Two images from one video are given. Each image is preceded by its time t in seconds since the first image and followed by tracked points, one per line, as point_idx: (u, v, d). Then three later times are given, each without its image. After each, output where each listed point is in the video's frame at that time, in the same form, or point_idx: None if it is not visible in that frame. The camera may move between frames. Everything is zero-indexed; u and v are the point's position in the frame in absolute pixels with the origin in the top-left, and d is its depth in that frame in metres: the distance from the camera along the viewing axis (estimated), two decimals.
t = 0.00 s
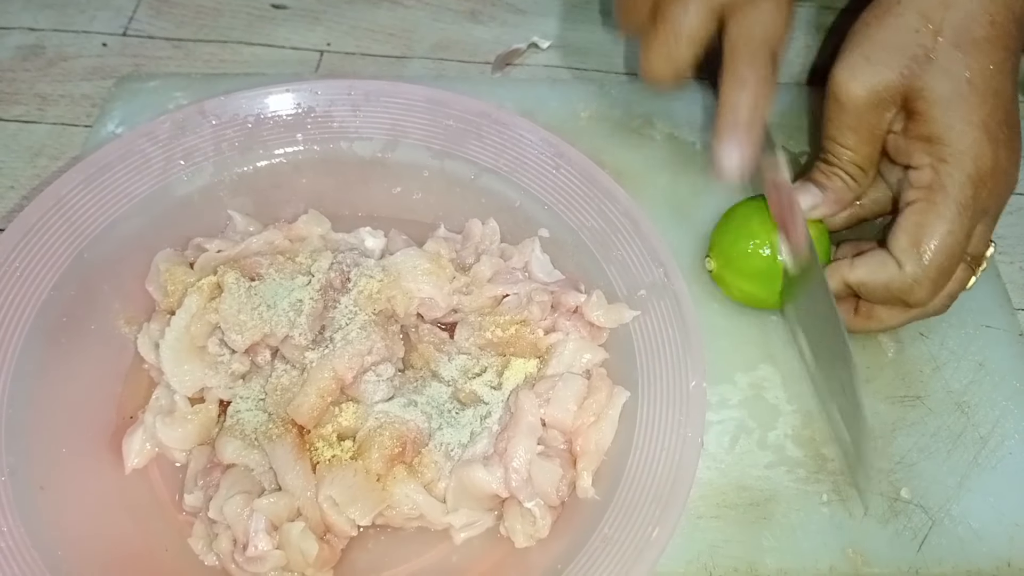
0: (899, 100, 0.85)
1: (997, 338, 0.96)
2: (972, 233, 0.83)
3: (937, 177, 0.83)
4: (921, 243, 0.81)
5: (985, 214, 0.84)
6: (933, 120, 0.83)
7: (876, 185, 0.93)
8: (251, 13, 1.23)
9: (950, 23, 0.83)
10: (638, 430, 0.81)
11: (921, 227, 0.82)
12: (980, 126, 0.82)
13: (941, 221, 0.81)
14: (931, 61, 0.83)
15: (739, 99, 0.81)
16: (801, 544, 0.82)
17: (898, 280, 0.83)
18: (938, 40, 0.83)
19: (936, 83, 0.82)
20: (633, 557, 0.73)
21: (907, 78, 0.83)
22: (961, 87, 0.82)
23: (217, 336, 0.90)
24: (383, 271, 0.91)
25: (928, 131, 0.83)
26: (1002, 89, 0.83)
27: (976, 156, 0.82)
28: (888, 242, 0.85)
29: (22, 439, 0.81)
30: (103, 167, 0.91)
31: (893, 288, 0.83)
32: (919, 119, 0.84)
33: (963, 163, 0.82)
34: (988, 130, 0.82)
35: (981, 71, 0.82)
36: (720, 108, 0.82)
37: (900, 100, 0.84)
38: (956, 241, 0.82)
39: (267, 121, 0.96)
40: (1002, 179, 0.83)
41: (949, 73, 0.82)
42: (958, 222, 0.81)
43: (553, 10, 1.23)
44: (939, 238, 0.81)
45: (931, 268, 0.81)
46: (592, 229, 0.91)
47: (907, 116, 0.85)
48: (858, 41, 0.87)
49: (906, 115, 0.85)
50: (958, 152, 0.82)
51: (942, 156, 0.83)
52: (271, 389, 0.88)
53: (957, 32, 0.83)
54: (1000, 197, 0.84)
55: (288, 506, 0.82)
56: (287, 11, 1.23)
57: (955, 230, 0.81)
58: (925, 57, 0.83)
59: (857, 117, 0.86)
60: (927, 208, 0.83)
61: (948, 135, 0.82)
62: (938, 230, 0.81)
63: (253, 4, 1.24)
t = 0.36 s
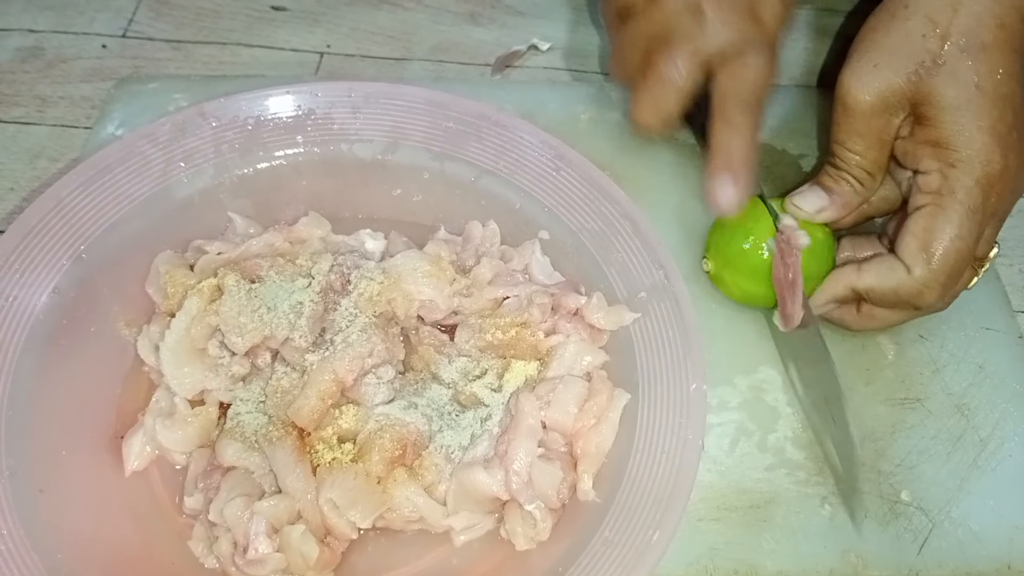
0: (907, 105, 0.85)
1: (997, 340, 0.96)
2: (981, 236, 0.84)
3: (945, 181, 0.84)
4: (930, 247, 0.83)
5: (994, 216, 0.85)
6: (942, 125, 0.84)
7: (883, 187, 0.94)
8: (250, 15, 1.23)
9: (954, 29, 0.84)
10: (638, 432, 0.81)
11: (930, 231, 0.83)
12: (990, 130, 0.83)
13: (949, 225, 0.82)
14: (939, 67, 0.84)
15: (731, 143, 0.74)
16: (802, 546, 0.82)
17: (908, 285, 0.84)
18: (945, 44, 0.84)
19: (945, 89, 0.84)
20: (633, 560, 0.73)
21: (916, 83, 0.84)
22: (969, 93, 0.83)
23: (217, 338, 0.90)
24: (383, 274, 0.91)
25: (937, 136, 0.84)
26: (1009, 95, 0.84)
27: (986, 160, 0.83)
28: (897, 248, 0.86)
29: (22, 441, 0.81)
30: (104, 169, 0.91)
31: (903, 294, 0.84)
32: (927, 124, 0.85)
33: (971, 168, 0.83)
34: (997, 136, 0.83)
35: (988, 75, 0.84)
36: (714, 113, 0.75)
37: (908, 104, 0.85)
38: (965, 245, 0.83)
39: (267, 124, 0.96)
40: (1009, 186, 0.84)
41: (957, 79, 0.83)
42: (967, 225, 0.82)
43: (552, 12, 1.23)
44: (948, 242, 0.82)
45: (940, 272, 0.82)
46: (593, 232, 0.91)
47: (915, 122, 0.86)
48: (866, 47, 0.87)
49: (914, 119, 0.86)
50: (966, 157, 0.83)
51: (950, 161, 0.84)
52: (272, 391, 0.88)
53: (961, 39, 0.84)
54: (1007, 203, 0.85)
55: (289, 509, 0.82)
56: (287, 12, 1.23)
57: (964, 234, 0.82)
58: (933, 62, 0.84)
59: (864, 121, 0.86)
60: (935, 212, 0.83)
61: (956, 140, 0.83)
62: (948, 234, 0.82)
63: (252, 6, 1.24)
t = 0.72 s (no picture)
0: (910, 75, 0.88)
1: (997, 340, 0.96)
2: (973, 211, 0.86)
3: (942, 151, 0.87)
4: (924, 217, 0.85)
5: (986, 192, 0.87)
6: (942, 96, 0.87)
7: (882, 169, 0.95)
8: (248, 15, 1.22)
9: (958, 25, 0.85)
10: (638, 430, 0.81)
11: (924, 201, 0.85)
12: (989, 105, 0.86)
13: (944, 194, 0.85)
14: (947, 38, 0.87)
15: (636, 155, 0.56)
16: (802, 546, 0.82)
17: (902, 257, 0.85)
18: (955, 19, 0.87)
19: (950, 60, 0.87)
20: (632, 558, 0.72)
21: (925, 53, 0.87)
22: (973, 66, 0.87)
23: (214, 337, 0.90)
24: (381, 271, 0.91)
25: (937, 107, 0.88)
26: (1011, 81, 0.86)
27: (981, 132, 0.86)
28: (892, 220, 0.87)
29: (17, 440, 0.80)
30: (101, 167, 0.91)
31: (901, 269, 0.85)
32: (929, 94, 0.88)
33: (967, 140, 0.86)
34: (995, 110, 0.86)
35: (992, 52, 0.87)
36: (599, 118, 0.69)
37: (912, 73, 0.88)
38: (957, 217, 0.85)
39: (265, 122, 0.96)
40: (1003, 161, 0.87)
41: (962, 52, 0.87)
42: (960, 197, 0.85)
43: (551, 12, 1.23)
44: (943, 213, 0.84)
45: (934, 241, 0.84)
46: (592, 228, 0.91)
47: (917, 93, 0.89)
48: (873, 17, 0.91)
49: (914, 91, 0.89)
50: (963, 127, 0.86)
51: (948, 131, 0.87)
52: (268, 389, 0.87)
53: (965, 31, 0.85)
54: (1002, 179, 0.87)
55: (285, 508, 0.81)
56: (285, 12, 1.23)
57: (957, 206, 0.85)
58: (941, 33, 0.87)
59: (863, 80, 0.88)
60: (930, 182, 0.86)
61: (955, 110, 0.86)
62: (943, 203, 0.84)
63: (251, 6, 1.24)
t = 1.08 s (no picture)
0: (872, 72, 0.88)
1: (997, 342, 0.96)
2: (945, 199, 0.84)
3: (907, 142, 0.85)
4: (892, 207, 0.83)
5: (960, 176, 0.84)
6: (901, 89, 0.86)
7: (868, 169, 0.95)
8: (248, 16, 1.23)
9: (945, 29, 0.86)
10: (638, 431, 0.81)
11: (892, 192, 0.83)
12: (951, 90, 0.84)
13: (913, 184, 0.83)
14: (903, 33, 0.86)
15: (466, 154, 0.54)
16: (802, 547, 0.82)
17: (873, 248, 0.83)
18: (908, 14, 0.87)
19: (909, 54, 0.85)
20: (631, 559, 0.72)
21: (880, 53, 0.87)
22: (931, 56, 0.85)
23: (214, 339, 0.90)
24: (381, 272, 0.91)
25: (900, 100, 0.86)
26: (976, 69, 0.85)
27: (943, 119, 0.83)
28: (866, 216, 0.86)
29: (17, 442, 0.80)
30: (101, 169, 0.91)
31: (873, 262, 0.83)
32: (892, 89, 0.87)
33: (931, 128, 0.84)
34: (957, 95, 0.84)
35: (952, 41, 0.85)
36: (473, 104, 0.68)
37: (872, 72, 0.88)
38: (929, 205, 0.82)
39: (264, 123, 0.96)
40: (974, 144, 0.84)
41: (920, 44, 0.85)
42: (928, 184, 0.83)
43: (551, 13, 1.23)
44: (911, 201, 0.82)
45: (905, 230, 0.82)
46: (592, 230, 0.91)
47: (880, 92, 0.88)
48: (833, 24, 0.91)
49: (879, 86, 0.88)
50: (927, 116, 0.84)
51: (912, 124, 0.85)
52: (268, 391, 0.87)
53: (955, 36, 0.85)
54: (973, 162, 0.84)
55: (285, 509, 0.81)
56: (285, 14, 1.23)
57: (927, 193, 0.82)
58: (895, 29, 0.87)
59: (833, 89, 0.89)
60: (896, 173, 0.84)
61: (916, 99, 0.85)
62: (910, 193, 0.82)
63: (251, 7, 1.24)
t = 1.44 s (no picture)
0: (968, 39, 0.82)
1: (999, 339, 0.95)
2: None
3: (1010, 118, 0.81)
4: (1003, 191, 0.81)
5: None
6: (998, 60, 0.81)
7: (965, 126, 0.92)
8: (248, 15, 1.23)
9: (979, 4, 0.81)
10: (639, 425, 0.80)
11: (998, 175, 0.81)
12: None
13: (1015, 162, 0.80)
14: None
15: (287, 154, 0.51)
16: (805, 544, 0.81)
17: (988, 232, 0.83)
18: None
19: (1001, 23, 0.80)
20: (633, 553, 0.72)
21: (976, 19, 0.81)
22: None
23: (212, 334, 0.89)
24: (381, 266, 0.91)
25: (996, 70, 0.81)
26: None
27: None
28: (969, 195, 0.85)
29: (15, 439, 0.79)
30: (100, 165, 0.90)
31: (993, 242, 0.83)
32: (987, 57, 0.82)
33: None
34: None
35: None
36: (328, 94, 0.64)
37: (969, 38, 0.82)
38: None
39: (263, 119, 0.95)
40: None
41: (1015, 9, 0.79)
42: None
43: (551, 12, 1.23)
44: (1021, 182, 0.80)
45: (1017, 213, 0.81)
46: (593, 223, 0.90)
47: (976, 56, 0.84)
48: None
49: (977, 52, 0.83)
50: None
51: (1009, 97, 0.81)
52: (267, 385, 0.87)
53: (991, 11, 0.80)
54: None
55: (284, 504, 0.80)
56: (285, 13, 1.23)
57: None
58: None
59: (927, 52, 0.85)
60: (997, 153, 0.82)
61: (1010, 70, 0.80)
62: (1017, 175, 0.80)
63: (250, 7, 1.24)
